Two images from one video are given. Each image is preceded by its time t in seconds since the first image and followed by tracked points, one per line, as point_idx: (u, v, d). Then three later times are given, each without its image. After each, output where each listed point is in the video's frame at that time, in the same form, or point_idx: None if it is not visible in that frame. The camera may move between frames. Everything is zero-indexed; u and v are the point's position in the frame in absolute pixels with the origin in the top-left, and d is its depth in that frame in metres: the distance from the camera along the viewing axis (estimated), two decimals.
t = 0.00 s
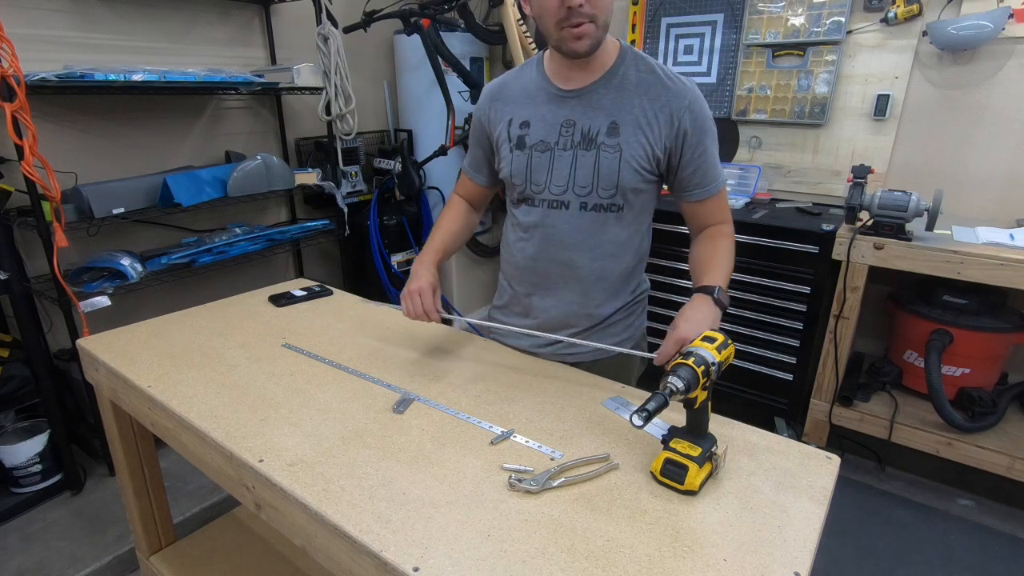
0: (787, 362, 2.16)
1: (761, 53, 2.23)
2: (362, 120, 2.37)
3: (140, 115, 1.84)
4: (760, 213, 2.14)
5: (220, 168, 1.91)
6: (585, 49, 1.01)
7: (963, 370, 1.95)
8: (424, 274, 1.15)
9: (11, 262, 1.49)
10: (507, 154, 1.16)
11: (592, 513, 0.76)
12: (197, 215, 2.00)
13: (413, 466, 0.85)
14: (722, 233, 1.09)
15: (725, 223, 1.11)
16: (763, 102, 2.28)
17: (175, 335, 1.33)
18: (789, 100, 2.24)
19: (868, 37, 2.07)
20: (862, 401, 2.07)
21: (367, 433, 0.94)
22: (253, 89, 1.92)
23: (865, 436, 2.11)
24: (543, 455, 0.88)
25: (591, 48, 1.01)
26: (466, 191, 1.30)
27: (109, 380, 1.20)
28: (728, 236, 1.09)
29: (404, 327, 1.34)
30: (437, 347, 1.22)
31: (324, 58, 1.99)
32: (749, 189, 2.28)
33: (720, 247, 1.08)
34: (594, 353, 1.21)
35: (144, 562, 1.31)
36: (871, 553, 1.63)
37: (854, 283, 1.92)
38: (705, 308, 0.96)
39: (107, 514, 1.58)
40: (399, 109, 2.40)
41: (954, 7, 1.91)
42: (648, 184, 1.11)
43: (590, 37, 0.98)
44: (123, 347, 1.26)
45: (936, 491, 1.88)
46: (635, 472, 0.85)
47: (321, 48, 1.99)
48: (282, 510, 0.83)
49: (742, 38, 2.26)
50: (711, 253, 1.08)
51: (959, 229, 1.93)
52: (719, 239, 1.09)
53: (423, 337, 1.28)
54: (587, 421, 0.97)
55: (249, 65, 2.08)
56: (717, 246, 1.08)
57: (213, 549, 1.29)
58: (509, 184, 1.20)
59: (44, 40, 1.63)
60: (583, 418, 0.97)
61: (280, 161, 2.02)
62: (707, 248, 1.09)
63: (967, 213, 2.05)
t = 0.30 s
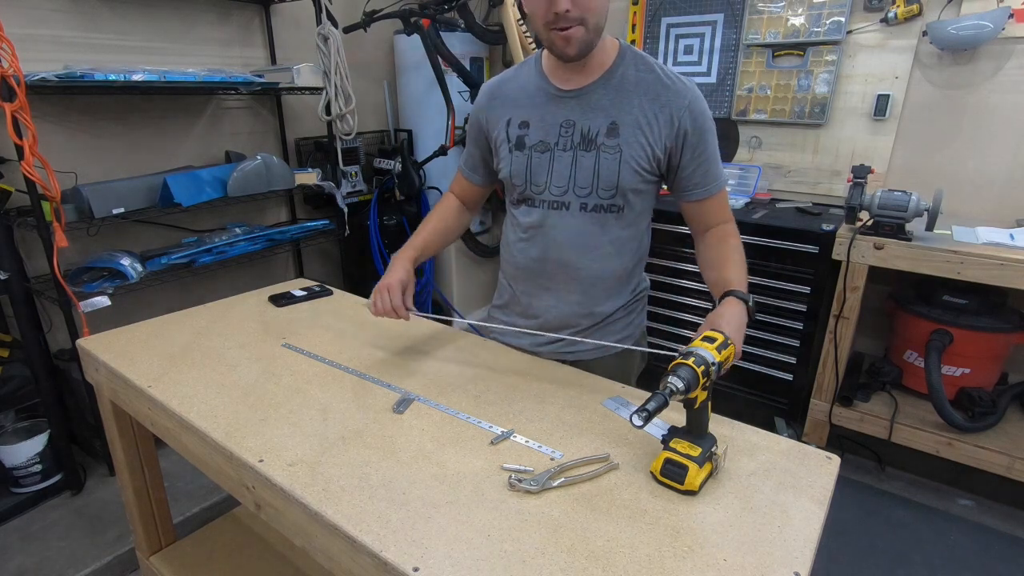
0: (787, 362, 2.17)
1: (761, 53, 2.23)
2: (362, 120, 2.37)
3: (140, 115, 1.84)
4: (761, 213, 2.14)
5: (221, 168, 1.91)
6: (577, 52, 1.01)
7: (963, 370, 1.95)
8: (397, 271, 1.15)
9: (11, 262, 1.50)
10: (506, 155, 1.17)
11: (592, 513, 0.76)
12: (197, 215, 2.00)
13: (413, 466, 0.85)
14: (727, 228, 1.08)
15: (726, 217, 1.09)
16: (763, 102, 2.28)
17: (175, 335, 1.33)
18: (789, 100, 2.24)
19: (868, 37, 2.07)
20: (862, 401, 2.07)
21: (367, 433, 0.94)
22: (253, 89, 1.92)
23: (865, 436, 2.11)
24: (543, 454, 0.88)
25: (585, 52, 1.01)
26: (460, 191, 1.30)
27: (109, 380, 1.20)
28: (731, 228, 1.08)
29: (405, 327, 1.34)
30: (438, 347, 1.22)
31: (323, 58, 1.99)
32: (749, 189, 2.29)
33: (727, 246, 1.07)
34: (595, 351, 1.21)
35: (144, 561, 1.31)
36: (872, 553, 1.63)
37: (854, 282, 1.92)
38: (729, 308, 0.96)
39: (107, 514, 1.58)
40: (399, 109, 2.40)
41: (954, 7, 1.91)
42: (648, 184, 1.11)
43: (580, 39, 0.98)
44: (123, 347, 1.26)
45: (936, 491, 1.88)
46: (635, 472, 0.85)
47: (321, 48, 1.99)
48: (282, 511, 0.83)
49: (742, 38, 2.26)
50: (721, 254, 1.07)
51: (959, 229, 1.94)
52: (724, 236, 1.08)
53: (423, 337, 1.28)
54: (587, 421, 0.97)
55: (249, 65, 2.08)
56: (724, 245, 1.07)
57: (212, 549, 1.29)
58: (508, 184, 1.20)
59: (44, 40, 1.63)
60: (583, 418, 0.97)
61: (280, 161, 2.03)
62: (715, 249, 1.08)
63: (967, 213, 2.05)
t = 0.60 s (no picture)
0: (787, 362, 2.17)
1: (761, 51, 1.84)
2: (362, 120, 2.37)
3: (142, 115, 1.84)
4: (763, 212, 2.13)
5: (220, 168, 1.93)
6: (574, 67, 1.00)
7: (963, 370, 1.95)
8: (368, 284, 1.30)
9: (10, 262, 1.51)
10: (501, 160, 1.19)
11: (592, 513, 0.76)
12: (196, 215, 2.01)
13: (413, 466, 0.85)
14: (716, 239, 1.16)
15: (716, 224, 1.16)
16: (764, 101, 1.92)
17: (175, 335, 1.33)
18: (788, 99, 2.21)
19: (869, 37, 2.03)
20: (862, 401, 2.10)
21: (369, 432, 0.94)
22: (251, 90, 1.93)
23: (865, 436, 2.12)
24: (543, 454, 0.88)
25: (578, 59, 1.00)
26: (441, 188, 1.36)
27: (109, 380, 1.20)
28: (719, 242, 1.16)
29: (405, 327, 1.34)
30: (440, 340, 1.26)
31: (324, 58, 2.03)
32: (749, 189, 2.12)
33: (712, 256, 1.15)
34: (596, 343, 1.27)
35: (144, 561, 1.31)
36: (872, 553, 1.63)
37: (854, 282, 1.97)
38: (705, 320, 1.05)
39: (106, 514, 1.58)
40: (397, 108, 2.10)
41: (954, 7, 1.99)
42: (642, 186, 1.13)
43: (562, 66, 0.98)
44: (123, 347, 1.26)
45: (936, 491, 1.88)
46: (635, 472, 0.85)
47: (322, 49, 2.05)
48: (282, 510, 0.83)
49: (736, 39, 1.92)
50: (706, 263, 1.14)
51: (960, 229, 1.95)
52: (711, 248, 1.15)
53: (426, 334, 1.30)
54: (587, 421, 0.97)
55: (249, 65, 2.08)
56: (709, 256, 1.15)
57: (212, 549, 1.29)
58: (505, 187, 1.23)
59: (44, 40, 1.63)
60: (583, 418, 0.97)
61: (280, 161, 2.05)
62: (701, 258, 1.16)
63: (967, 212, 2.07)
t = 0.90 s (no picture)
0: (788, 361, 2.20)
1: (760, 53, 2.17)
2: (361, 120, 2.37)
3: (144, 115, 1.85)
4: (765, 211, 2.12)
5: (221, 167, 1.98)
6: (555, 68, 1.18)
7: (963, 370, 1.95)
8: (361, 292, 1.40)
9: (11, 262, 1.53)
10: (490, 153, 1.36)
11: (592, 513, 0.76)
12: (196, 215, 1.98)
13: (413, 466, 0.85)
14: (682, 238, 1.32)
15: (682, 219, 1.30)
16: (763, 102, 2.20)
17: (176, 335, 1.33)
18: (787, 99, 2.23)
19: (869, 37, 2.14)
20: (862, 401, 2.12)
21: (368, 433, 0.94)
22: (250, 91, 1.93)
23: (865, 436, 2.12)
24: (543, 454, 0.88)
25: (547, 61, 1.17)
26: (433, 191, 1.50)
27: (109, 380, 1.20)
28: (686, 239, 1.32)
29: (405, 326, 1.34)
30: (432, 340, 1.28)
31: (324, 59, 2.07)
32: (750, 188, 2.15)
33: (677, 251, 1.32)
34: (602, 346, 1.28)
35: (145, 560, 1.32)
36: (872, 553, 1.63)
37: (854, 282, 1.98)
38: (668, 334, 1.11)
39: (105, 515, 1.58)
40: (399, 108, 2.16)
41: (953, 7, 1.94)
42: (620, 173, 1.27)
43: (546, 57, 1.15)
44: (123, 347, 1.26)
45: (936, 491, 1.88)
46: (635, 472, 0.85)
47: (321, 49, 2.09)
48: (282, 510, 0.83)
49: (741, 37, 2.18)
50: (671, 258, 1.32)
51: (960, 229, 1.93)
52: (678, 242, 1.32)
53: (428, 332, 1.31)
54: (586, 421, 0.97)
55: (248, 65, 2.08)
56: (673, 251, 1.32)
57: (211, 549, 1.29)
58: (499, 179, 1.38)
59: (45, 40, 1.59)
60: (582, 418, 0.97)
61: (280, 162, 2.13)
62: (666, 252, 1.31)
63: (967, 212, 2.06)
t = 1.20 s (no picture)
0: (790, 363, 2.20)
1: (761, 53, 2.33)
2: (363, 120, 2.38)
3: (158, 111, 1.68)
4: (766, 210, 2.16)
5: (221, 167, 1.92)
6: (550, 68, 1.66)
7: (964, 371, 1.98)
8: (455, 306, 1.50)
9: (12, 262, 1.31)
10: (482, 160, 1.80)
11: (592, 513, 0.76)
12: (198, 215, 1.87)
13: (413, 467, 0.86)
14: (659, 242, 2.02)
15: (657, 229, 1.99)
16: (763, 102, 2.40)
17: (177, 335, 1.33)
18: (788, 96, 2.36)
19: (871, 36, 2.07)
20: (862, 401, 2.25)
21: (369, 433, 0.94)
22: (250, 91, 1.99)
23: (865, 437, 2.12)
24: (543, 454, 0.88)
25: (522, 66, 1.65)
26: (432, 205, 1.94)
27: (109, 380, 1.20)
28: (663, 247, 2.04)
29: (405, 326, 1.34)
30: (435, 332, 1.29)
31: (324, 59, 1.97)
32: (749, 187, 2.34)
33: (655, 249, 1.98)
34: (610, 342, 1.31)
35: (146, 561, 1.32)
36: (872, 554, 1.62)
37: (854, 281, 2.10)
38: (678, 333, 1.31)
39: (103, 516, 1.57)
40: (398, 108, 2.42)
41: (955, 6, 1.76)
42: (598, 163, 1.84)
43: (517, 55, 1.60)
44: (123, 347, 1.26)
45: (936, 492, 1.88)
46: (635, 472, 0.85)
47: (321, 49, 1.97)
48: (282, 511, 0.83)
49: (742, 38, 2.34)
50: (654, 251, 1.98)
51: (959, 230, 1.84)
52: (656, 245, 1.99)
53: (429, 330, 1.32)
54: (586, 421, 0.97)
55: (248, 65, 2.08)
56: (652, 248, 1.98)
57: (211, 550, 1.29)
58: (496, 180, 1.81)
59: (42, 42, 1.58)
60: (582, 419, 0.97)
61: (280, 165, 2.13)
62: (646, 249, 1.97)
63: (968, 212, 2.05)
